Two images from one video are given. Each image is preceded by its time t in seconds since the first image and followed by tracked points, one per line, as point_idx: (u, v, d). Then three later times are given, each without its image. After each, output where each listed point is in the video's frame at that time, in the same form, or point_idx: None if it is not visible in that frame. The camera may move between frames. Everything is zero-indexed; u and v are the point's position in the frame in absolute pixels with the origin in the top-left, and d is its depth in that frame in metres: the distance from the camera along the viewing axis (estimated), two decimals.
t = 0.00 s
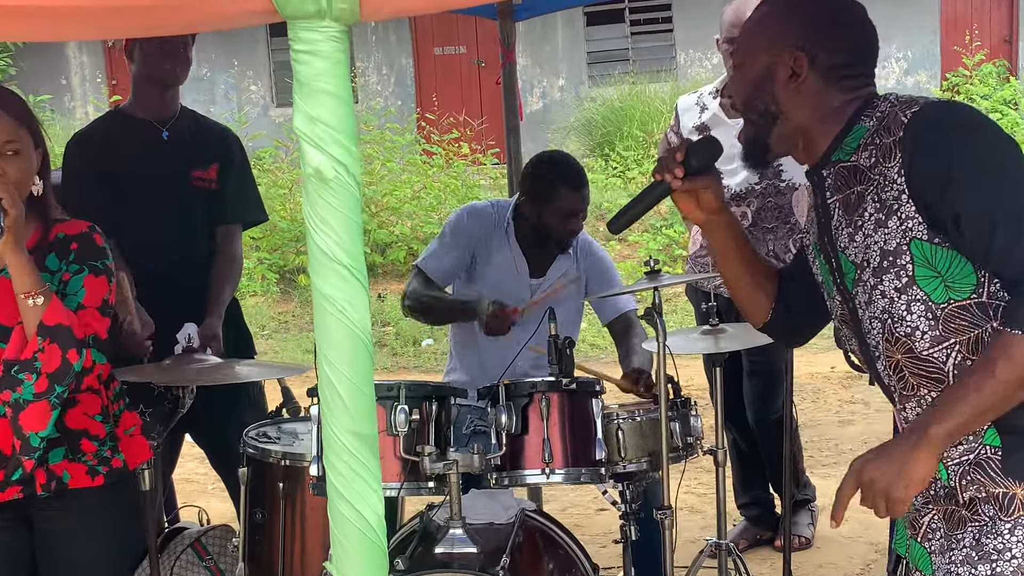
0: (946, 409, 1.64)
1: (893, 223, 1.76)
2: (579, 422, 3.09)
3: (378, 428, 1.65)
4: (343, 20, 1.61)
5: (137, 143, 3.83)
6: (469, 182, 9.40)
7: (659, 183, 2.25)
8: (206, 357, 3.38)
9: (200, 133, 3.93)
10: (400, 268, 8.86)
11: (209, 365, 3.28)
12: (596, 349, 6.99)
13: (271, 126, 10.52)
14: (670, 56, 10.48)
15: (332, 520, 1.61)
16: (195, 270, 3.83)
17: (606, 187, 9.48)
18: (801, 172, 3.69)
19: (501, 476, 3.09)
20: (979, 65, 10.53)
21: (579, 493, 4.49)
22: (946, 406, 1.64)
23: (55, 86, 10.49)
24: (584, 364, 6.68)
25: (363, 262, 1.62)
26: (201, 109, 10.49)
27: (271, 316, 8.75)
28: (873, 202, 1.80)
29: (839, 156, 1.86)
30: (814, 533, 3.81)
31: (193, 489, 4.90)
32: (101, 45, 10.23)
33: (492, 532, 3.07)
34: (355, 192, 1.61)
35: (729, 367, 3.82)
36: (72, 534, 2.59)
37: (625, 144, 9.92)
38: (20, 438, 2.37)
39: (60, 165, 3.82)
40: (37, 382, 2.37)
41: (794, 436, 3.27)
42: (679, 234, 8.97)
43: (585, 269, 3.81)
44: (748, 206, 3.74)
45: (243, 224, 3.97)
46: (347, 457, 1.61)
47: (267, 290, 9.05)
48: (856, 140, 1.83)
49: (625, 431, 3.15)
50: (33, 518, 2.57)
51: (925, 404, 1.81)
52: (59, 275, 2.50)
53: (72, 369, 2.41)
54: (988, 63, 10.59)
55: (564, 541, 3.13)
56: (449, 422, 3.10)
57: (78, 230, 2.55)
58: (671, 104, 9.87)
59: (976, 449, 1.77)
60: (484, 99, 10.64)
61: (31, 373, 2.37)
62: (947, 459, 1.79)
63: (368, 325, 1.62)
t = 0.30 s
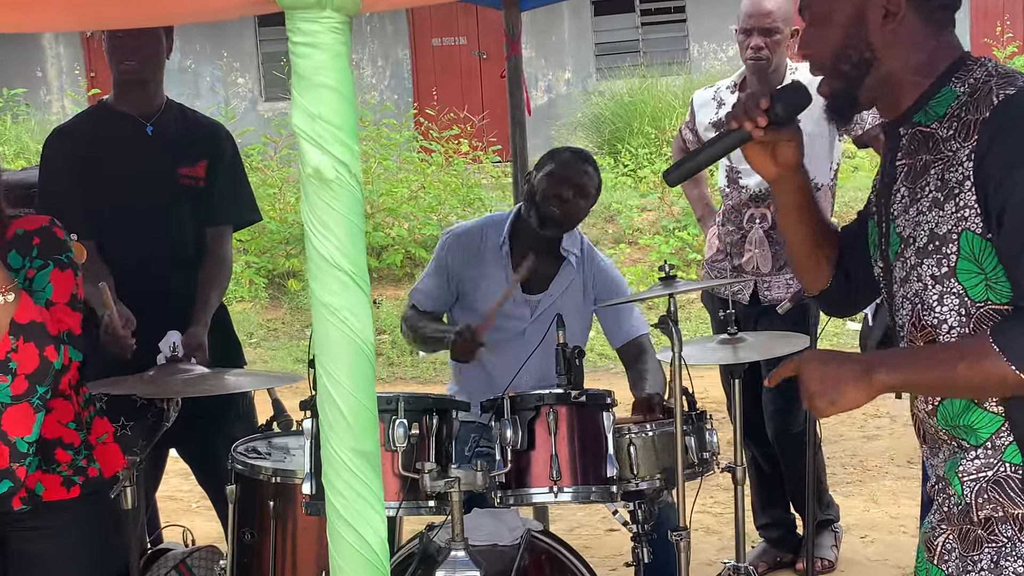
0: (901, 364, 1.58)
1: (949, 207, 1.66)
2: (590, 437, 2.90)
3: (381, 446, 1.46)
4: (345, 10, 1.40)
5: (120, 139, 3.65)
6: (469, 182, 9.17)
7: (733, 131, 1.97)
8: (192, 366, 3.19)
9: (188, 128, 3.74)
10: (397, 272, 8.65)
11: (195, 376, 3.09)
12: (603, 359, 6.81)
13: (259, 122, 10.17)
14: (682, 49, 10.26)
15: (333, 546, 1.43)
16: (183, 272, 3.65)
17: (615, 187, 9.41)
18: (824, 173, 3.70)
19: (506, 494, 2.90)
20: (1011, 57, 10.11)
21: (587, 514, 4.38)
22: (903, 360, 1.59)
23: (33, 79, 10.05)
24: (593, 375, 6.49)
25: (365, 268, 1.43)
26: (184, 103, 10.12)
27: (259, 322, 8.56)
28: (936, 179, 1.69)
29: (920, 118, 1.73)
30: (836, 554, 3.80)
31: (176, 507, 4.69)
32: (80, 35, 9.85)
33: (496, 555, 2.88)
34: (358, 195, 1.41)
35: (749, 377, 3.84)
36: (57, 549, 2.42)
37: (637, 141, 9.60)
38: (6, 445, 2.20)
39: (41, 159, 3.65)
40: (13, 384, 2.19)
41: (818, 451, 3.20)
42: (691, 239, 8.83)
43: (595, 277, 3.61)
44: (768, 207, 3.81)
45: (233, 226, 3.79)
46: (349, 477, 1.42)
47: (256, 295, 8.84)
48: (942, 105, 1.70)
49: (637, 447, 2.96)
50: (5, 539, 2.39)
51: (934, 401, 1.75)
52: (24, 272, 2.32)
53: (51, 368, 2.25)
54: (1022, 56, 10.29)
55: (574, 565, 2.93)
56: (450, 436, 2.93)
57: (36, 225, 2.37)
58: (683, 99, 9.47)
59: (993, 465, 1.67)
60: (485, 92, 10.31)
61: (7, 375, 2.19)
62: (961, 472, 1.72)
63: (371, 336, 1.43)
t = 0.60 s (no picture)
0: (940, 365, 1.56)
1: (1017, 214, 1.59)
2: (598, 439, 2.89)
3: (397, 447, 1.44)
4: (364, 10, 1.39)
5: (124, 139, 3.63)
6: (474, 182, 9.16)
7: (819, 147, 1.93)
8: (199, 366, 3.18)
9: (194, 127, 3.73)
10: (401, 273, 8.67)
11: (201, 376, 3.08)
12: (608, 360, 6.80)
13: (263, 121, 10.22)
14: (688, 49, 10.19)
15: (348, 545, 1.41)
16: (189, 272, 3.64)
17: (619, 187, 9.53)
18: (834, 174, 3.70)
19: (514, 497, 2.87)
20: None
21: (592, 515, 4.38)
22: (936, 358, 1.58)
23: (35, 78, 10.02)
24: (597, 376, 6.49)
25: (384, 270, 1.41)
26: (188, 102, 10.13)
27: (262, 322, 8.59)
28: (1012, 182, 1.61)
29: (1014, 114, 1.64)
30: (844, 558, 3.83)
31: (179, 507, 4.68)
32: (83, 34, 9.81)
33: (504, 557, 2.86)
34: (377, 197, 1.40)
35: (758, 380, 3.84)
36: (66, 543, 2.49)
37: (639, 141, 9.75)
38: (41, 437, 2.33)
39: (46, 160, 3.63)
40: (52, 374, 2.34)
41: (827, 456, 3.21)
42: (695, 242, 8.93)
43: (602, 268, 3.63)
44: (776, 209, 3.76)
45: (239, 225, 3.78)
46: (365, 479, 1.41)
47: (259, 295, 8.87)
48: None
49: (647, 449, 2.95)
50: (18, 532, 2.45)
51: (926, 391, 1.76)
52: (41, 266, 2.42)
53: (84, 358, 2.40)
54: None
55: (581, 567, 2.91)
56: (458, 438, 2.91)
57: (46, 223, 2.45)
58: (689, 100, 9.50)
59: (976, 478, 1.66)
60: (490, 94, 10.34)
61: (45, 367, 2.32)
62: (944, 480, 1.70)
63: (388, 337, 1.42)
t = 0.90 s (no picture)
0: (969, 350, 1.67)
1: None
2: (604, 436, 2.89)
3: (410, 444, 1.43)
4: (379, 5, 1.37)
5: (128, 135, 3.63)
6: (477, 178, 9.16)
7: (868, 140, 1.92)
8: (204, 362, 3.18)
9: (196, 122, 3.71)
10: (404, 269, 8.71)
11: (206, 372, 3.07)
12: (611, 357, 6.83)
13: (266, 116, 10.22)
14: (691, 45, 10.16)
15: (359, 543, 1.40)
16: (194, 267, 3.64)
17: (622, 184, 9.57)
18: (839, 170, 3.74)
19: (520, 494, 2.87)
20: None
21: (596, 512, 4.39)
22: (964, 347, 1.68)
23: (37, 72, 10.01)
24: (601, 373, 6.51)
25: (397, 267, 1.40)
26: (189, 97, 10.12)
27: (264, 318, 8.64)
28: None
29: None
30: (848, 556, 3.84)
31: (182, 502, 4.69)
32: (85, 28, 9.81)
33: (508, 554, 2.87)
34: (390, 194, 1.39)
35: (762, 377, 3.84)
36: (81, 539, 2.42)
37: (643, 137, 9.74)
38: (86, 428, 2.27)
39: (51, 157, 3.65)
40: (98, 365, 2.27)
41: (832, 455, 3.21)
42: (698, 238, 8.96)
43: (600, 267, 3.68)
44: (781, 206, 3.81)
45: (243, 220, 3.74)
46: (377, 478, 1.40)
47: (261, 290, 8.96)
48: None
49: (651, 447, 2.96)
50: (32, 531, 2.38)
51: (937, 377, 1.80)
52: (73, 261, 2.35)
53: (126, 349, 2.33)
54: None
55: (586, 564, 2.93)
56: (464, 434, 2.90)
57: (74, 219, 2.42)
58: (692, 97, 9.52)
59: (982, 476, 1.70)
60: (493, 88, 10.31)
61: (91, 356, 2.25)
62: (954, 475, 1.75)
63: (402, 335, 1.41)
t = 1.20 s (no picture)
0: (914, 250, 1.49)
1: None
2: (607, 428, 2.89)
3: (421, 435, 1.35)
4: None
5: (127, 126, 3.62)
6: (477, 171, 9.19)
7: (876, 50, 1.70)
8: (205, 354, 3.17)
9: (197, 113, 3.70)
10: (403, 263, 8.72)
11: (209, 363, 3.07)
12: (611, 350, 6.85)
13: (264, 109, 10.19)
14: (691, 38, 10.14)
15: (367, 534, 1.33)
16: (196, 259, 3.63)
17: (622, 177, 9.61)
18: (840, 164, 3.77)
19: (522, 485, 2.88)
20: None
21: (597, 505, 4.40)
22: (914, 237, 1.51)
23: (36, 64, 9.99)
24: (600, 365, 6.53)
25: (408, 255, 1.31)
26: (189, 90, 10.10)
27: (264, 311, 8.68)
28: None
29: None
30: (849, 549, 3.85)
31: (182, 494, 4.68)
32: (83, 20, 9.78)
33: (509, 546, 2.87)
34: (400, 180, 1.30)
35: (764, 370, 3.86)
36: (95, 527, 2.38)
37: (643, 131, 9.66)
38: (110, 420, 2.27)
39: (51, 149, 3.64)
40: (125, 360, 2.26)
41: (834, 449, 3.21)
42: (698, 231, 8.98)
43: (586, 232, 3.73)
44: (783, 198, 3.84)
45: (245, 212, 3.76)
46: (386, 469, 1.32)
47: (261, 283, 8.98)
48: None
49: (653, 440, 2.93)
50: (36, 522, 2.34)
51: (956, 355, 1.67)
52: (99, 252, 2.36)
53: (153, 343, 2.32)
54: None
55: (587, 556, 2.93)
56: (466, 426, 2.90)
57: (100, 211, 2.41)
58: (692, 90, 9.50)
59: (994, 460, 1.58)
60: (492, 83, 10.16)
61: (118, 352, 2.24)
62: (962, 457, 1.62)
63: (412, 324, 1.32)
